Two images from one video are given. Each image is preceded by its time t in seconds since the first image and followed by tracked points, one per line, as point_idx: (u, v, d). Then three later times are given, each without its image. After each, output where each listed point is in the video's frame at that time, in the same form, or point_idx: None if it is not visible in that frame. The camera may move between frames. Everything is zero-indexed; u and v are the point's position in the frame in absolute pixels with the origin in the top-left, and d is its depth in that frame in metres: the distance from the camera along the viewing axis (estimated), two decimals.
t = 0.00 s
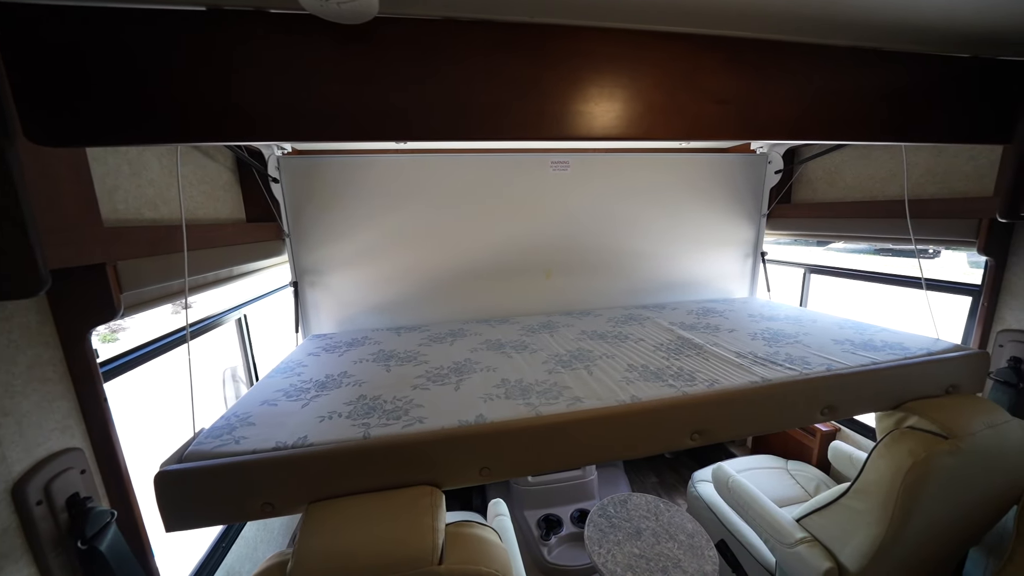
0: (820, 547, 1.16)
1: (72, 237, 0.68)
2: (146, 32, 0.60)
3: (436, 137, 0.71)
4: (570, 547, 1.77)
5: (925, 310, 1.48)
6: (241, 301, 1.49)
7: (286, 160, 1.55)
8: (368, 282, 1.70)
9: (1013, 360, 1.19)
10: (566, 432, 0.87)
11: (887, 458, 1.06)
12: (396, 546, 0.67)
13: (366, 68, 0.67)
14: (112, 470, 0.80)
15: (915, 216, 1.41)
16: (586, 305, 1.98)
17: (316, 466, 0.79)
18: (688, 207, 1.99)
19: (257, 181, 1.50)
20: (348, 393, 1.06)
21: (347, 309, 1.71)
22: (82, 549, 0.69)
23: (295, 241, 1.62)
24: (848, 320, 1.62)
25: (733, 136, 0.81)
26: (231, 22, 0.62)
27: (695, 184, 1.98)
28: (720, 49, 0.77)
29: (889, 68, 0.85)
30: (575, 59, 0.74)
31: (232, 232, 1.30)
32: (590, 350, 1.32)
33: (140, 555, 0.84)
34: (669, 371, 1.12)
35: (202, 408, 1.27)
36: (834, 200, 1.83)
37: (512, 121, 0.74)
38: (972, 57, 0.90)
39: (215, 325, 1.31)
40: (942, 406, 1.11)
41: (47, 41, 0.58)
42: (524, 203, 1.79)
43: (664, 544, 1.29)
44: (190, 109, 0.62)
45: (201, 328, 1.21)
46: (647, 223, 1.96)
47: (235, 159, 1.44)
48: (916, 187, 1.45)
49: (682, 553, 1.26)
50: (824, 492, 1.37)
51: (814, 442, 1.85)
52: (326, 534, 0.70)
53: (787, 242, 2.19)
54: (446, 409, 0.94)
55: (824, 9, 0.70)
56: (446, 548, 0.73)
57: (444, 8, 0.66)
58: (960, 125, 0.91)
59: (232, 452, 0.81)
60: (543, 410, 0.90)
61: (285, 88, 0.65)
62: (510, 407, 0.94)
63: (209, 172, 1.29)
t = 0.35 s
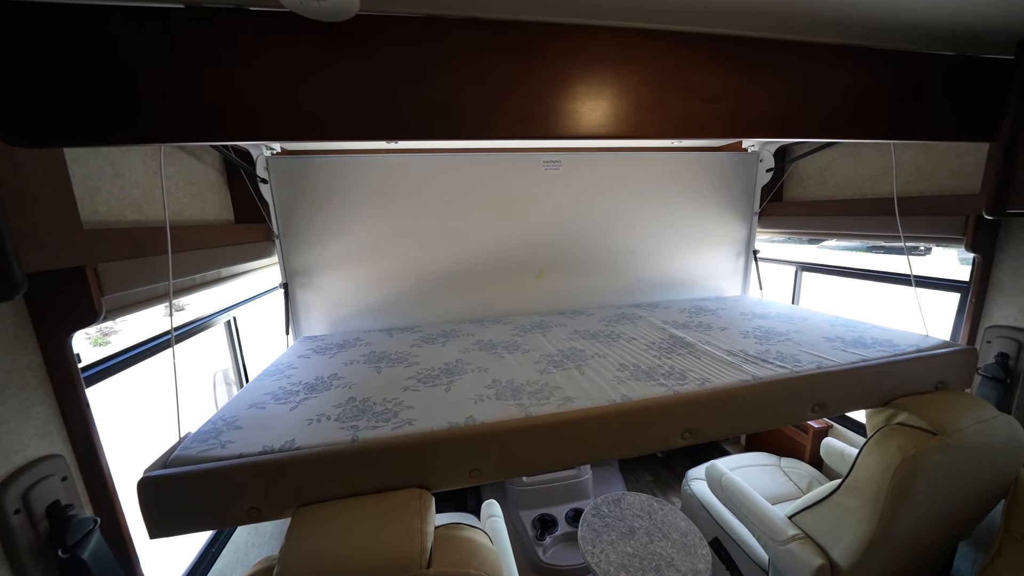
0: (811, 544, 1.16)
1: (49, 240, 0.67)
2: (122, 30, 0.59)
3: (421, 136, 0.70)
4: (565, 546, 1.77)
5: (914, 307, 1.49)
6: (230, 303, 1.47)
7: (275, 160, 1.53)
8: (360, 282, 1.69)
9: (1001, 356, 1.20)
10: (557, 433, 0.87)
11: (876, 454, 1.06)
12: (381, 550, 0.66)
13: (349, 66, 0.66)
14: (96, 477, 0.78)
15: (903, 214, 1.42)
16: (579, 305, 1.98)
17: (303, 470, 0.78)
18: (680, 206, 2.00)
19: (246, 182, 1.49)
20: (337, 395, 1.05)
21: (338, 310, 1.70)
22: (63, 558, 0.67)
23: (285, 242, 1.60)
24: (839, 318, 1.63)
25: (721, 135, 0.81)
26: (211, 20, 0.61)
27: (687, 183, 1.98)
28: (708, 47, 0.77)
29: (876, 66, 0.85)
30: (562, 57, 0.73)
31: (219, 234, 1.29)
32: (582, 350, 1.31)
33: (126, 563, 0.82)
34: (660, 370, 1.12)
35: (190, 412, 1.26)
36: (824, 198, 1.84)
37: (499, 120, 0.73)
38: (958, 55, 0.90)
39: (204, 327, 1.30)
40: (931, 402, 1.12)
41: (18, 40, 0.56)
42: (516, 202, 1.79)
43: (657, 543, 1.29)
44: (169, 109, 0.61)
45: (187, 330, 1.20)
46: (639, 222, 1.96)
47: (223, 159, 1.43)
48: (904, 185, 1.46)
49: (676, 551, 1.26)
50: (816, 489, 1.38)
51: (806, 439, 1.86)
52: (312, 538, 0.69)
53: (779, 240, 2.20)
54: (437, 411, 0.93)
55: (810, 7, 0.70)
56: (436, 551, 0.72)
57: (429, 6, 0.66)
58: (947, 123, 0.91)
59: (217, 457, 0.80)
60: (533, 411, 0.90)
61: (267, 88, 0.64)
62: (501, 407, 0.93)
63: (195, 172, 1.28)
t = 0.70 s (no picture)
0: (805, 541, 1.17)
1: (27, 242, 0.66)
2: (100, 27, 0.58)
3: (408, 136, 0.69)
4: (560, 546, 1.76)
5: (907, 304, 1.49)
6: (221, 305, 1.46)
7: (266, 160, 1.52)
8: (353, 283, 1.68)
9: (991, 353, 1.21)
10: (549, 433, 0.86)
11: (868, 452, 1.06)
12: (371, 553, 0.65)
13: (332, 65, 0.65)
14: (82, 485, 0.77)
15: (895, 212, 1.42)
16: (574, 304, 1.98)
17: (293, 473, 0.78)
18: (674, 204, 2.00)
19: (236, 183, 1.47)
20: (328, 397, 1.04)
21: (331, 311, 1.68)
22: (47, 566, 0.65)
23: (277, 243, 1.59)
24: (832, 316, 1.63)
25: (712, 133, 0.81)
26: (191, 17, 0.60)
27: (681, 182, 1.98)
28: (698, 46, 0.77)
29: (866, 64, 0.85)
30: (551, 55, 0.73)
31: (208, 235, 1.28)
32: (575, 350, 1.31)
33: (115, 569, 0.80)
34: (653, 369, 1.12)
35: (180, 414, 1.24)
36: (817, 196, 1.85)
37: (488, 119, 0.73)
38: (947, 52, 0.90)
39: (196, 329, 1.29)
40: (922, 399, 1.12)
41: None
42: (510, 201, 1.78)
43: (652, 542, 1.29)
44: (147, 109, 0.60)
45: (177, 333, 1.18)
46: (634, 221, 1.96)
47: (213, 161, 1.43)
48: (896, 182, 1.46)
49: (670, 550, 1.26)
50: (810, 486, 1.38)
51: (800, 437, 1.87)
52: (301, 542, 0.68)
53: (773, 239, 2.20)
54: (428, 412, 0.93)
55: (799, 5, 0.70)
56: (426, 555, 0.71)
57: (416, 3, 0.65)
58: (937, 120, 0.91)
59: (206, 460, 0.79)
60: (525, 411, 0.90)
61: (252, 86, 0.63)
62: (493, 408, 0.92)
63: (184, 173, 1.26)
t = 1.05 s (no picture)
0: (797, 539, 1.17)
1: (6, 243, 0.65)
2: (76, 25, 0.56)
3: (395, 135, 0.69)
4: (556, 546, 1.76)
5: (898, 302, 1.50)
6: (212, 306, 1.45)
7: (256, 160, 1.51)
8: (345, 284, 1.67)
9: (981, 350, 1.22)
10: (541, 434, 0.86)
11: (860, 449, 1.07)
12: (360, 556, 0.65)
13: (317, 62, 0.64)
14: (67, 492, 0.76)
15: (887, 210, 1.43)
16: (568, 304, 1.97)
17: (282, 475, 0.77)
18: (668, 203, 2.00)
19: (226, 183, 1.46)
20: (319, 399, 1.03)
21: (324, 312, 1.67)
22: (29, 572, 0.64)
23: (268, 243, 1.58)
24: (825, 314, 1.64)
25: (702, 132, 0.80)
26: (170, 14, 0.59)
27: (674, 181, 1.98)
28: (688, 44, 0.77)
29: (856, 62, 0.85)
30: (540, 53, 0.72)
31: (197, 236, 1.26)
32: (569, 349, 1.31)
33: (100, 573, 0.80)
34: (646, 369, 1.11)
35: (169, 416, 1.23)
36: (810, 195, 1.85)
37: (477, 117, 0.72)
38: (936, 51, 0.91)
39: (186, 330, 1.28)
40: (913, 397, 1.13)
41: None
42: (504, 201, 1.77)
43: (646, 541, 1.29)
44: (126, 107, 0.59)
45: (165, 335, 1.17)
46: (628, 220, 1.96)
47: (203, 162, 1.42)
48: (887, 181, 1.47)
49: (664, 549, 1.26)
50: (803, 484, 1.38)
51: (794, 434, 1.88)
52: (288, 546, 0.68)
53: (767, 237, 2.21)
54: (419, 413, 0.92)
55: (788, 3, 0.69)
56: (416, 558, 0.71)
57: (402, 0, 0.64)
58: (927, 119, 0.92)
59: (193, 464, 0.78)
60: (517, 412, 0.89)
61: (235, 84, 0.62)
62: (484, 409, 0.92)
63: (172, 173, 1.25)
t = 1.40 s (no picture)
0: (788, 536, 1.17)
1: None
2: (47, 16, 0.55)
3: (381, 133, 0.68)
4: (549, 545, 1.76)
5: (888, 300, 1.51)
6: (200, 307, 1.43)
7: (245, 159, 1.49)
8: (337, 283, 1.65)
9: (969, 347, 1.23)
10: (531, 434, 0.86)
11: (850, 447, 1.07)
12: (348, 557, 0.64)
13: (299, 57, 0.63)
14: (49, 496, 0.74)
15: (877, 209, 1.44)
16: (562, 303, 1.97)
17: (269, 478, 0.76)
18: (661, 202, 2.00)
19: (214, 182, 1.45)
20: (308, 400, 1.02)
21: (315, 312, 1.66)
22: None
23: (258, 243, 1.56)
24: (816, 312, 1.65)
25: (692, 130, 0.80)
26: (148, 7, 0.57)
27: (667, 180, 1.98)
28: (676, 42, 0.76)
29: (844, 61, 0.85)
30: (529, 51, 0.72)
31: (184, 236, 1.25)
32: (561, 349, 1.31)
33: None
34: (637, 368, 1.11)
35: (155, 418, 1.21)
36: (802, 194, 1.86)
37: (464, 115, 0.71)
38: (924, 51, 0.91)
39: (174, 331, 1.26)
40: (902, 395, 1.13)
41: None
42: (496, 199, 1.77)
43: (638, 540, 1.29)
44: (102, 102, 0.57)
45: (152, 336, 1.16)
46: (620, 219, 1.96)
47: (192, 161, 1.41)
48: (877, 180, 1.48)
49: (656, 548, 1.26)
50: (794, 481, 1.39)
51: (786, 432, 1.89)
52: (273, 549, 0.67)
53: (759, 236, 2.22)
54: (409, 414, 0.91)
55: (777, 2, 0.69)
56: (404, 559, 0.70)
57: None
58: (914, 118, 0.92)
59: (178, 466, 0.77)
60: (507, 412, 0.89)
61: (216, 80, 0.60)
62: (475, 409, 0.91)
63: (159, 171, 1.23)
